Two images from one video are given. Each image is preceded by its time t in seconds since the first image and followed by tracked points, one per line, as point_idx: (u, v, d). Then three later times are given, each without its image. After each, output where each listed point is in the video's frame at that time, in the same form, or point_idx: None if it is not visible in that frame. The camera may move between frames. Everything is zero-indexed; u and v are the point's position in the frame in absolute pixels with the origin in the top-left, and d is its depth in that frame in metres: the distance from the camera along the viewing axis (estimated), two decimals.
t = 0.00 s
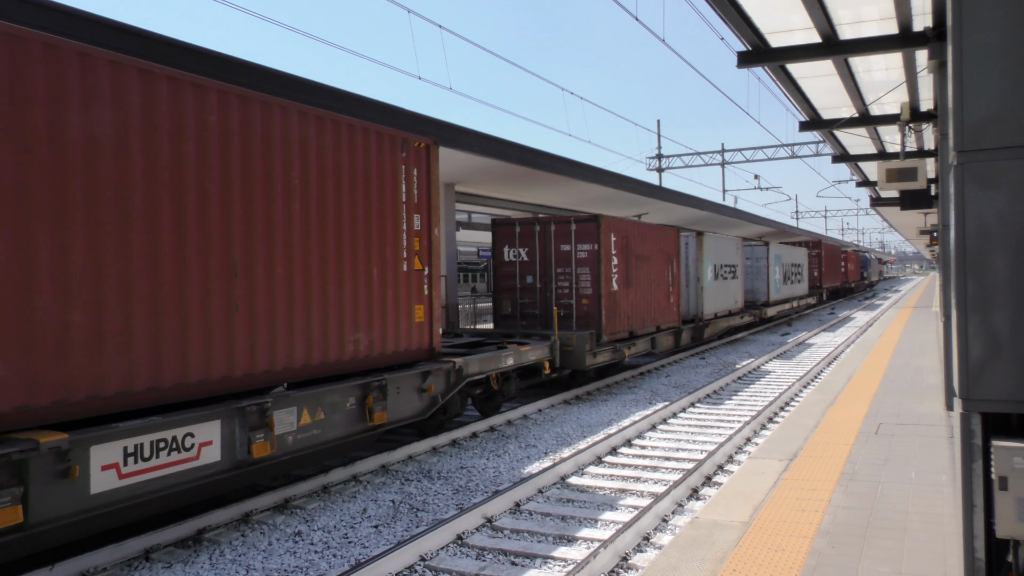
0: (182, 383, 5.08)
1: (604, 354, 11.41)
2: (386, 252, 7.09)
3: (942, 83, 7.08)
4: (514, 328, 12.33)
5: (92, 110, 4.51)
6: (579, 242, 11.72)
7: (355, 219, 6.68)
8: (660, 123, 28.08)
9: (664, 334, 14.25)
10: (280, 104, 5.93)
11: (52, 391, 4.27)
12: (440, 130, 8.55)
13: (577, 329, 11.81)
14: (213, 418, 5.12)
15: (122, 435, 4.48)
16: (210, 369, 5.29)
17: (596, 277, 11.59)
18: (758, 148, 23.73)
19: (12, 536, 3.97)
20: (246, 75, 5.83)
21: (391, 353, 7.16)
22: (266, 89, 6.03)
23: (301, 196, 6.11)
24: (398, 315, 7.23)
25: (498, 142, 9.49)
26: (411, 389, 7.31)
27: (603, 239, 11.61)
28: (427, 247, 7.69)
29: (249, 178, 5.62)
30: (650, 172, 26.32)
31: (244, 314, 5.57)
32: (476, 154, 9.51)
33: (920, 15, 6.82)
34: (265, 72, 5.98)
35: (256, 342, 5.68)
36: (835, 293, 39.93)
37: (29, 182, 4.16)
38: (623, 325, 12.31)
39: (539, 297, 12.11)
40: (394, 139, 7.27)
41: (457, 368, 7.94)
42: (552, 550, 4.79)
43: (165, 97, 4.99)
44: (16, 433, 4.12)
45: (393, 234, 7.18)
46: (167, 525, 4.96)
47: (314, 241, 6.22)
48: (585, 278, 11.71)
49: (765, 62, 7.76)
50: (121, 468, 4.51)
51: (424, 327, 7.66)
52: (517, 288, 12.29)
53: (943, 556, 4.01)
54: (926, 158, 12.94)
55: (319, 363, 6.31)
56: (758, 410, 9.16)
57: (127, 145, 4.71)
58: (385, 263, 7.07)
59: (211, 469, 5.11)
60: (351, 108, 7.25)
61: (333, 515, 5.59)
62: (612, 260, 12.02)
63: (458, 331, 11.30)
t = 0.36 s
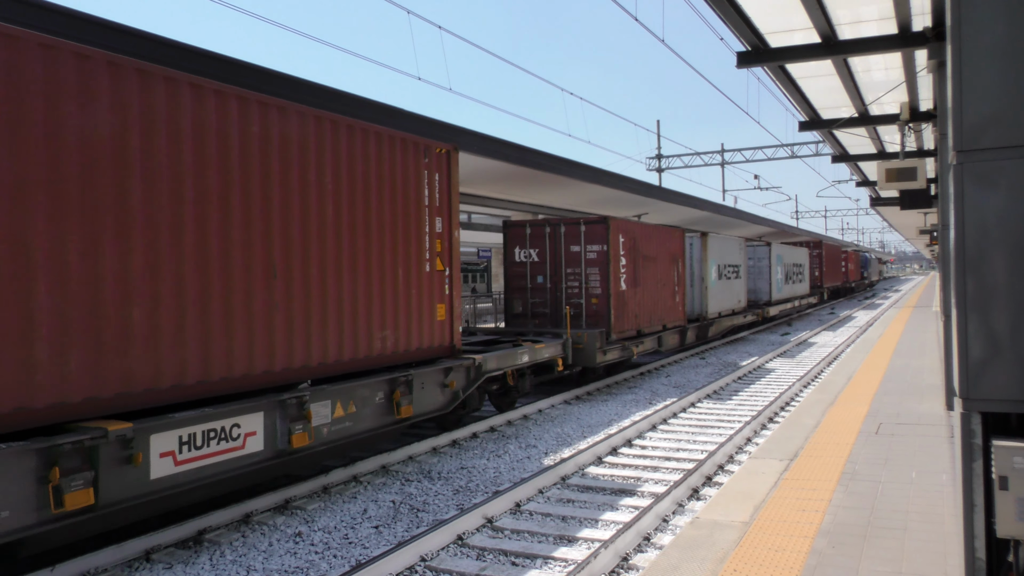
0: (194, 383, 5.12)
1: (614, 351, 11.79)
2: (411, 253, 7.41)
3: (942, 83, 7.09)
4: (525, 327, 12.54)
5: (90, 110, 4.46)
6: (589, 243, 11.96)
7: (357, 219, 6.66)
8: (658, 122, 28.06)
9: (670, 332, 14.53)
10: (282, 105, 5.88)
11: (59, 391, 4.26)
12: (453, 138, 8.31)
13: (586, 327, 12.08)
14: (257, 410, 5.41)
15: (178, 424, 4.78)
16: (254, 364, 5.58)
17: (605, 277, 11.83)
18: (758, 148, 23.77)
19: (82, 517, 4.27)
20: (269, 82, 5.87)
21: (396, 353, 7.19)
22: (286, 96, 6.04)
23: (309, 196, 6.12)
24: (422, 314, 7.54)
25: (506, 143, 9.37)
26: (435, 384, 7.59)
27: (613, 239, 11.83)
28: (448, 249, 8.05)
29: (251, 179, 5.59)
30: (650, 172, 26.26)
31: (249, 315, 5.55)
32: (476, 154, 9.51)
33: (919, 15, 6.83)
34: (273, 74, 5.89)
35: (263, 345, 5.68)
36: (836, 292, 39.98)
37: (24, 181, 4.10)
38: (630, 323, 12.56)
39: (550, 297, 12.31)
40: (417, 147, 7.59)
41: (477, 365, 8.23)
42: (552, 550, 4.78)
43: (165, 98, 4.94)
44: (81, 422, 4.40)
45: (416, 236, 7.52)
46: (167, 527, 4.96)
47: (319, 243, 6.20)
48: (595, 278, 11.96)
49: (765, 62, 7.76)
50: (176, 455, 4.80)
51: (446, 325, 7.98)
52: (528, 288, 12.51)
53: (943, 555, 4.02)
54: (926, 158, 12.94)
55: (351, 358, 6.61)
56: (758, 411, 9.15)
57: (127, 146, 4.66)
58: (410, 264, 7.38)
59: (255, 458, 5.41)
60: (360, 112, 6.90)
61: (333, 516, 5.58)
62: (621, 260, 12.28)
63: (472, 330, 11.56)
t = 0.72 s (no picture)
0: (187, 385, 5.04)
1: (622, 348, 12.01)
2: (433, 254, 7.64)
3: (941, 82, 7.09)
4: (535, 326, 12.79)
5: (73, 108, 4.34)
6: (598, 243, 12.20)
7: (357, 219, 6.57)
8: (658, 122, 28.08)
9: (676, 331, 14.73)
10: (271, 103, 5.73)
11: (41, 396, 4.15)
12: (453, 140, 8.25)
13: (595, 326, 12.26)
14: (295, 402, 5.76)
15: (226, 415, 5.14)
16: (291, 360, 5.87)
17: (613, 277, 12.03)
18: (757, 147, 23.77)
19: (142, 500, 4.64)
20: (256, 79, 5.73)
21: (394, 354, 7.08)
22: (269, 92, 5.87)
23: (340, 200, 6.39)
24: (443, 312, 7.80)
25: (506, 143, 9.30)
26: (456, 379, 7.90)
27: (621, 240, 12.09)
28: (468, 249, 8.26)
29: (241, 177, 5.45)
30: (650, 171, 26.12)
31: (241, 317, 5.45)
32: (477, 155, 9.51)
33: (918, 14, 6.83)
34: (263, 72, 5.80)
35: (255, 347, 5.57)
36: (837, 291, 39.98)
37: (69, 191, 4.30)
38: (637, 321, 12.74)
39: (559, 296, 12.57)
40: (439, 150, 7.80)
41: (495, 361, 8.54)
42: (552, 550, 4.78)
43: (150, 95, 4.80)
44: (140, 411, 4.77)
45: (438, 238, 7.74)
46: (167, 527, 4.96)
47: (315, 243, 6.09)
48: (603, 277, 12.17)
49: (764, 61, 7.76)
50: (223, 444, 5.16)
51: (465, 323, 8.23)
52: (538, 287, 12.78)
53: (943, 555, 4.01)
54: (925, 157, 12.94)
55: (378, 355, 6.85)
56: (757, 410, 9.13)
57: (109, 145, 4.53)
58: (432, 264, 7.62)
59: (294, 447, 5.76)
60: (361, 112, 6.86)
61: (333, 516, 5.58)
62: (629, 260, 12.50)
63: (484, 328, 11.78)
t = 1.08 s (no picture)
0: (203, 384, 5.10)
1: (631, 347, 12.34)
2: (453, 255, 7.91)
3: (942, 83, 7.09)
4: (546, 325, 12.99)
5: (79, 110, 4.33)
6: (607, 244, 12.37)
7: (364, 220, 6.57)
8: (658, 123, 28.07)
9: (682, 330, 14.97)
10: (278, 104, 5.70)
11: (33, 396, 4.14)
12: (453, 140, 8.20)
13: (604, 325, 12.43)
14: (331, 395, 6.07)
15: (269, 407, 5.48)
16: (325, 357, 6.14)
17: (622, 278, 12.25)
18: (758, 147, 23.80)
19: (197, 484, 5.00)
20: (250, 78, 5.69)
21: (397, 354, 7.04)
22: (264, 91, 5.83)
23: (369, 206, 6.64)
24: (462, 311, 8.07)
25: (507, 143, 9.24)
26: (475, 375, 8.23)
27: (630, 241, 12.25)
28: (486, 251, 8.52)
29: (248, 179, 5.44)
30: (651, 171, 25.79)
31: (246, 319, 5.42)
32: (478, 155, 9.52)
33: (919, 14, 6.83)
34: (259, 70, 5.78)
35: (258, 350, 5.53)
36: (839, 292, 39.98)
37: (132, 201, 4.59)
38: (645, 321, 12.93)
39: (569, 296, 12.76)
40: (460, 156, 8.06)
41: (511, 359, 8.88)
42: (553, 551, 4.78)
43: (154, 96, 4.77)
44: (194, 401, 5.11)
45: (458, 240, 8.00)
46: (168, 528, 4.96)
47: (321, 245, 6.08)
48: (612, 278, 12.35)
49: (765, 62, 7.76)
50: (266, 434, 5.51)
51: (483, 322, 8.51)
52: (549, 287, 12.96)
53: (944, 555, 4.01)
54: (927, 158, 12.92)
55: (404, 351, 7.13)
56: (758, 411, 9.11)
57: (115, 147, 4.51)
58: (452, 265, 7.90)
59: (329, 439, 6.07)
60: (363, 112, 6.86)
61: (334, 516, 5.59)
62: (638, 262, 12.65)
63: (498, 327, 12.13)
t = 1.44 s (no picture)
0: (231, 378, 5.39)
1: (638, 346, 12.80)
2: (472, 256, 8.29)
3: (942, 83, 7.10)
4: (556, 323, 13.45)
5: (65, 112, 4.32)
6: (615, 245, 12.87)
7: (359, 220, 6.57)
8: (659, 124, 28.15)
9: (687, 329, 15.34)
10: (267, 101, 5.69)
11: (29, 397, 4.12)
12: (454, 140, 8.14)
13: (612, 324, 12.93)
14: (360, 389, 6.47)
15: (305, 399, 5.85)
16: (354, 352, 6.53)
17: (630, 277, 12.73)
18: (758, 148, 23.85)
19: (241, 471, 5.39)
20: (252, 78, 5.65)
21: (394, 354, 7.05)
22: (265, 91, 5.79)
23: (395, 210, 7.01)
24: (479, 310, 8.45)
25: (510, 144, 9.19)
26: (493, 371, 8.62)
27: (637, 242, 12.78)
28: (501, 252, 8.90)
29: (236, 180, 5.42)
30: (652, 172, 26.16)
31: (283, 317, 5.81)
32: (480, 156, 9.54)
33: (919, 15, 6.84)
34: (263, 71, 5.75)
35: (246, 351, 5.52)
36: (840, 292, 40.06)
37: (184, 207, 5.00)
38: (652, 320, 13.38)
39: (578, 295, 13.24)
40: (478, 161, 8.43)
41: (525, 356, 9.26)
42: (552, 551, 4.77)
43: (137, 94, 4.73)
44: (237, 393, 5.51)
45: (476, 242, 8.37)
46: (167, 528, 4.96)
47: (315, 245, 6.07)
48: (620, 278, 12.84)
49: (765, 62, 7.76)
50: (303, 425, 5.87)
51: (499, 319, 8.88)
52: (558, 287, 13.46)
53: (944, 556, 4.01)
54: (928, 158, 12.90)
55: (425, 347, 7.51)
56: (758, 412, 9.10)
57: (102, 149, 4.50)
58: (471, 265, 8.28)
59: (359, 430, 6.47)
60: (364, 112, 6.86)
61: (334, 516, 5.59)
62: (644, 262, 13.18)
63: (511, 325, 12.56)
